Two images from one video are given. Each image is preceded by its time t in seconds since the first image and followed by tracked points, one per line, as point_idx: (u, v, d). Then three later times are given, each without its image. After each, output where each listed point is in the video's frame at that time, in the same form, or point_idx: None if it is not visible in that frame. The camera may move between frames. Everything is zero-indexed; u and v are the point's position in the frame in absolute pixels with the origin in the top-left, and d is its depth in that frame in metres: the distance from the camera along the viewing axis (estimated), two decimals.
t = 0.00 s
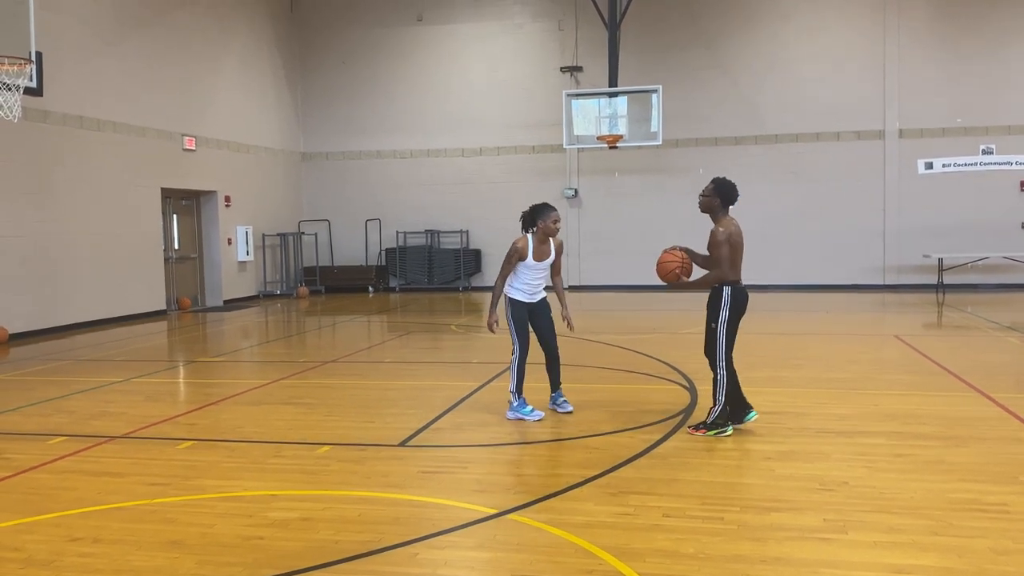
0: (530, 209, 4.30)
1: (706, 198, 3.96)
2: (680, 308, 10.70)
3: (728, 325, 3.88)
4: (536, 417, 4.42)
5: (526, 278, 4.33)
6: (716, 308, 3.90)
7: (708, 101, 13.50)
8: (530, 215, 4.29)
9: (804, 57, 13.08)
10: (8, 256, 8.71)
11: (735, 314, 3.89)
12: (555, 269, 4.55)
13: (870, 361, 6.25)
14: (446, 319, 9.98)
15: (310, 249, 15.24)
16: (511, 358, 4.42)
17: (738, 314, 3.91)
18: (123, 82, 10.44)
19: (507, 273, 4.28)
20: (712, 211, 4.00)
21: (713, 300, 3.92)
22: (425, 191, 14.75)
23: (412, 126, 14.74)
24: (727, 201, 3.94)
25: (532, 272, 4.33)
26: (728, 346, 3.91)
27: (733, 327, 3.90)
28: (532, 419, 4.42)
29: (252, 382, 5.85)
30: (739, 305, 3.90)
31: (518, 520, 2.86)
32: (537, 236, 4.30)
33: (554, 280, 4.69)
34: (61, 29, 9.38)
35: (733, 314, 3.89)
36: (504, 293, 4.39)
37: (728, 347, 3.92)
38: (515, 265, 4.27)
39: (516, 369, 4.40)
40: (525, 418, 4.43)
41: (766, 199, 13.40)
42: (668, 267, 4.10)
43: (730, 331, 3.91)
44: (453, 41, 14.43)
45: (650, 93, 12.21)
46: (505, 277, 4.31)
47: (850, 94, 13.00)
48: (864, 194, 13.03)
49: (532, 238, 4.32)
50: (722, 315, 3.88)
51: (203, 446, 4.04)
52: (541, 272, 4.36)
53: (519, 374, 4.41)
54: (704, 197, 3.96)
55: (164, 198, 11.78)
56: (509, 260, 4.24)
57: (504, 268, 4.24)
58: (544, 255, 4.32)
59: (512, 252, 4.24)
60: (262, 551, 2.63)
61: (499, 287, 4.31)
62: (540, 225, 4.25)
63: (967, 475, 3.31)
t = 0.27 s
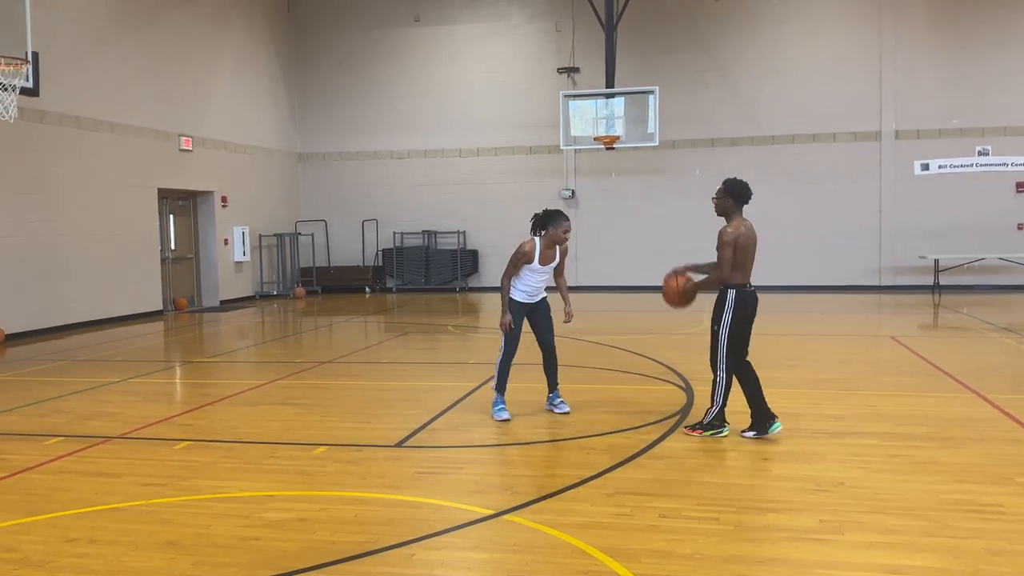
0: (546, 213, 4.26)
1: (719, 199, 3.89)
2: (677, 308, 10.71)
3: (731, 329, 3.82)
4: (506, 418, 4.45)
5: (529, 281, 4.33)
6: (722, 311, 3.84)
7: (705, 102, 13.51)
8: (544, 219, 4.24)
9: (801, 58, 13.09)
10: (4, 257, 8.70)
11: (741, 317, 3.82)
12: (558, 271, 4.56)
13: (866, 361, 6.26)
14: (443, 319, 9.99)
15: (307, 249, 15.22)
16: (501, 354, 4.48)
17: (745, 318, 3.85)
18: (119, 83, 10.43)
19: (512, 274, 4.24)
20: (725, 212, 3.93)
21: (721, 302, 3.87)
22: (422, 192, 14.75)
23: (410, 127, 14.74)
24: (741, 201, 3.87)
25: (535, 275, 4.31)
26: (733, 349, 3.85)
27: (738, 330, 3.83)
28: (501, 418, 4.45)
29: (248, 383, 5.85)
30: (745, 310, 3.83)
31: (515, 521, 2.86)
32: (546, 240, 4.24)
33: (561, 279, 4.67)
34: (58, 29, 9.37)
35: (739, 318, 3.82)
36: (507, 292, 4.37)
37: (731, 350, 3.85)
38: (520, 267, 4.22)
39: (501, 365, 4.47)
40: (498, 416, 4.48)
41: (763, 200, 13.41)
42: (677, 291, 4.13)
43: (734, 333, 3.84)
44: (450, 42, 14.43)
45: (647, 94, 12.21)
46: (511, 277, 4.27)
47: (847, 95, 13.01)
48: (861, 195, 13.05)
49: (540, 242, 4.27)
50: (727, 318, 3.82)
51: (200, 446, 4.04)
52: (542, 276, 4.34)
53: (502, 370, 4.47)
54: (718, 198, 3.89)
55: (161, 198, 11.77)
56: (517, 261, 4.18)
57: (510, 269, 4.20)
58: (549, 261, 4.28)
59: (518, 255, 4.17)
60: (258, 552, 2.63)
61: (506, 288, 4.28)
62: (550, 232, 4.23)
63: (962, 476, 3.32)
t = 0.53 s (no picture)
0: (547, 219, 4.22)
1: (733, 201, 3.85)
2: (673, 308, 10.72)
3: (742, 328, 3.77)
4: (499, 417, 4.45)
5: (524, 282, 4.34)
6: (734, 311, 3.80)
7: (702, 102, 13.51)
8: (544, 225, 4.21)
9: (797, 58, 13.10)
10: None
11: (755, 317, 3.77)
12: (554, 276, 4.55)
13: (862, 361, 6.27)
14: (439, 319, 9.99)
15: (303, 248, 15.20)
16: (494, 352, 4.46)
17: (761, 319, 3.78)
18: (115, 82, 10.41)
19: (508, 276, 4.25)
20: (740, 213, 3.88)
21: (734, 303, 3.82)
22: (418, 191, 14.73)
23: (406, 126, 14.72)
24: (753, 201, 3.82)
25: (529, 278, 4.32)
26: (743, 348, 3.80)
27: (750, 329, 3.78)
28: (495, 417, 4.45)
29: (244, 382, 5.84)
30: (759, 310, 3.77)
31: (511, 521, 2.86)
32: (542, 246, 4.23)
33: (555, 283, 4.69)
34: (54, 27, 9.34)
35: (752, 319, 3.77)
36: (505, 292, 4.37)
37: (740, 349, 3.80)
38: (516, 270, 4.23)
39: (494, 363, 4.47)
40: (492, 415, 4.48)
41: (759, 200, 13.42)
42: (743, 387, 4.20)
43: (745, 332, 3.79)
44: (447, 41, 14.43)
45: (644, 93, 12.22)
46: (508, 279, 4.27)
47: (843, 95, 13.02)
48: (857, 196, 13.06)
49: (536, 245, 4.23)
50: (739, 318, 3.77)
51: (195, 446, 4.03)
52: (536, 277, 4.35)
53: (495, 369, 4.47)
54: (732, 199, 3.85)
55: (157, 197, 11.74)
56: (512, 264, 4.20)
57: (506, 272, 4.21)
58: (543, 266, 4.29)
59: (514, 258, 4.19)
60: (254, 552, 2.62)
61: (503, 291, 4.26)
62: (547, 239, 4.19)
63: (958, 476, 3.32)
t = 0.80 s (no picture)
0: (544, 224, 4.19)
1: (740, 202, 3.74)
2: (668, 308, 10.73)
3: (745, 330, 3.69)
4: (496, 416, 4.44)
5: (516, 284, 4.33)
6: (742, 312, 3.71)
7: (697, 101, 13.52)
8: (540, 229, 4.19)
9: (793, 58, 13.12)
10: None
11: (759, 317, 3.65)
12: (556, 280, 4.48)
13: (857, 360, 6.28)
14: (435, 318, 9.98)
15: (298, 247, 15.18)
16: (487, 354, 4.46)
17: (771, 320, 3.66)
18: (110, 80, 10.39)
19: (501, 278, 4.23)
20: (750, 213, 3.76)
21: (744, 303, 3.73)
22: (414, 190, 14.72)
23: (402, 125, 14.71)
24: (761, 199, 3.69)
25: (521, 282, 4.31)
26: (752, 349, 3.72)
27: (756, 330, 3.67)
28: (491, 417, 4.45)
29: (239, 381, 5.83)
30: (766, 310, 3.65)
31: (507, 520, 2.86)
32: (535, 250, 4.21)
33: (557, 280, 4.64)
34: (48, 26, 9.32)
35: (757, 320, 3.66)
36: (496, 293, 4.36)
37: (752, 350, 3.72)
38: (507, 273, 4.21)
39: (489, 362, 4.46)
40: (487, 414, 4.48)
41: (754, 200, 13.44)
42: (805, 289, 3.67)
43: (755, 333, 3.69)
44: (442, 40, 14.42)
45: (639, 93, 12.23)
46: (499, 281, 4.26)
47: (838, 95, 13.04)
48: (852, 195, 13.08)
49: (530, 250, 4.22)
50: (744, 321, 3.69)
51: (190, 446, 4.02)
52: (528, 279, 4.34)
53: (490, 369, 4.47)
54: (738, 200, 3.74)
55: (152, 196, 11.72)
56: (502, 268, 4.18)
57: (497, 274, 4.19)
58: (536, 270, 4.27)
59: (507, 262, 4.15)
60: (249, 551, 2.62)
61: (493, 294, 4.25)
62: (541, 244, 4.18)
63: (953, 475, 3.33)
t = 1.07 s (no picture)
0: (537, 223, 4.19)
1: (744, 204, 3.72)
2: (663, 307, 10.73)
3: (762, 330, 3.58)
4: (490, 415, 4.44)
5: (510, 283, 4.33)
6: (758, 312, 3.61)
7: (691, 100, 13.53)
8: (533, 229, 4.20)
9: (787, 58, 13.14)
10: None
11: (774, 314, 3.54)
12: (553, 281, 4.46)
13: (851, 360, 6.29)
14: (429, 317, 9.96)
15: (292, 246, 15.15)
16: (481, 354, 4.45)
17: (789, 319, 3.55)
18: (103, 78, 10.36)
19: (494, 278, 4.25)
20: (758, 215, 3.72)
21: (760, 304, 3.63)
22: (408, 189, 14.71)
23: (397, 124, 14.69)
24: (764, 200, 3.66)
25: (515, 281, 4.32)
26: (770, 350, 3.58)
27: (772, 328, 3.56)
28: (486, 416, 4.44)
29: (233, 380, 5.82)
30: (781, 309, 3.54)
31: (501, 519, 2.86)
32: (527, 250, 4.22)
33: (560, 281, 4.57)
34: (40, 24, 9.28)
35: (772, 319, 3.55)
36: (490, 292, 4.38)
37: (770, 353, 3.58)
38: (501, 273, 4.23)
39: (484, 362, 4.46)
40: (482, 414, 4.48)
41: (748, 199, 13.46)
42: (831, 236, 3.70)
43: (773, 334, 3.57)
44: (437, 39, 14.41)
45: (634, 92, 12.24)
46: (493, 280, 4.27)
47: (832, 94, 13.06)
48: (846, 194, 13.11)
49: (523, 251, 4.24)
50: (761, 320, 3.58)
51: (184, 445, 4.01)
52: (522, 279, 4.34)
53: (485, 368, 4.47)
54: (742, 203, 3.72)
55: (146, 194, 11.69)
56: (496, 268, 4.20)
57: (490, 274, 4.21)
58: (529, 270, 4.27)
59: (500, 262, 4.19)
60: (242, 551, 2.61)
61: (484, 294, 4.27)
62: (533, 245, 4.20)
63: (946, 474, 3.33)
